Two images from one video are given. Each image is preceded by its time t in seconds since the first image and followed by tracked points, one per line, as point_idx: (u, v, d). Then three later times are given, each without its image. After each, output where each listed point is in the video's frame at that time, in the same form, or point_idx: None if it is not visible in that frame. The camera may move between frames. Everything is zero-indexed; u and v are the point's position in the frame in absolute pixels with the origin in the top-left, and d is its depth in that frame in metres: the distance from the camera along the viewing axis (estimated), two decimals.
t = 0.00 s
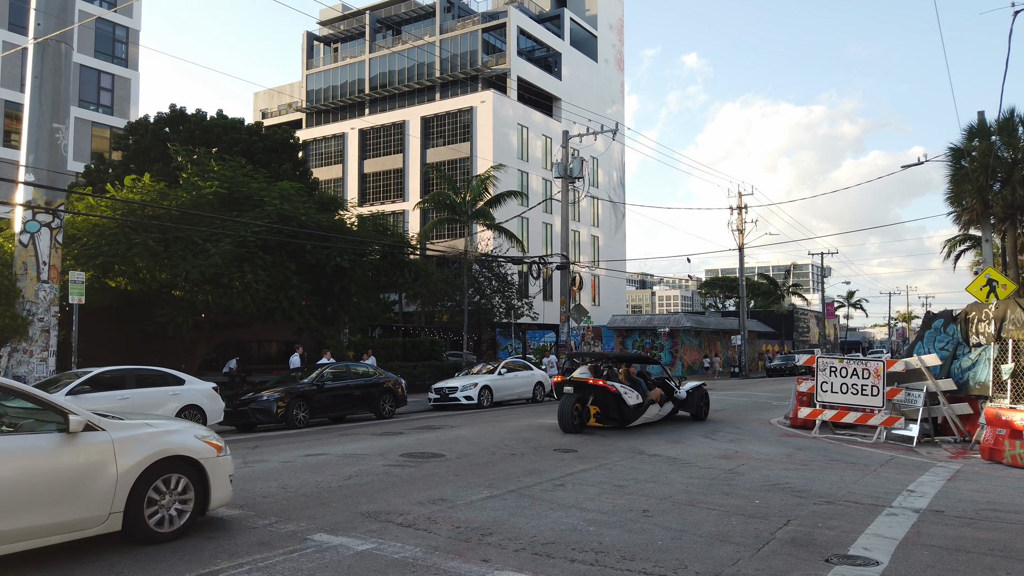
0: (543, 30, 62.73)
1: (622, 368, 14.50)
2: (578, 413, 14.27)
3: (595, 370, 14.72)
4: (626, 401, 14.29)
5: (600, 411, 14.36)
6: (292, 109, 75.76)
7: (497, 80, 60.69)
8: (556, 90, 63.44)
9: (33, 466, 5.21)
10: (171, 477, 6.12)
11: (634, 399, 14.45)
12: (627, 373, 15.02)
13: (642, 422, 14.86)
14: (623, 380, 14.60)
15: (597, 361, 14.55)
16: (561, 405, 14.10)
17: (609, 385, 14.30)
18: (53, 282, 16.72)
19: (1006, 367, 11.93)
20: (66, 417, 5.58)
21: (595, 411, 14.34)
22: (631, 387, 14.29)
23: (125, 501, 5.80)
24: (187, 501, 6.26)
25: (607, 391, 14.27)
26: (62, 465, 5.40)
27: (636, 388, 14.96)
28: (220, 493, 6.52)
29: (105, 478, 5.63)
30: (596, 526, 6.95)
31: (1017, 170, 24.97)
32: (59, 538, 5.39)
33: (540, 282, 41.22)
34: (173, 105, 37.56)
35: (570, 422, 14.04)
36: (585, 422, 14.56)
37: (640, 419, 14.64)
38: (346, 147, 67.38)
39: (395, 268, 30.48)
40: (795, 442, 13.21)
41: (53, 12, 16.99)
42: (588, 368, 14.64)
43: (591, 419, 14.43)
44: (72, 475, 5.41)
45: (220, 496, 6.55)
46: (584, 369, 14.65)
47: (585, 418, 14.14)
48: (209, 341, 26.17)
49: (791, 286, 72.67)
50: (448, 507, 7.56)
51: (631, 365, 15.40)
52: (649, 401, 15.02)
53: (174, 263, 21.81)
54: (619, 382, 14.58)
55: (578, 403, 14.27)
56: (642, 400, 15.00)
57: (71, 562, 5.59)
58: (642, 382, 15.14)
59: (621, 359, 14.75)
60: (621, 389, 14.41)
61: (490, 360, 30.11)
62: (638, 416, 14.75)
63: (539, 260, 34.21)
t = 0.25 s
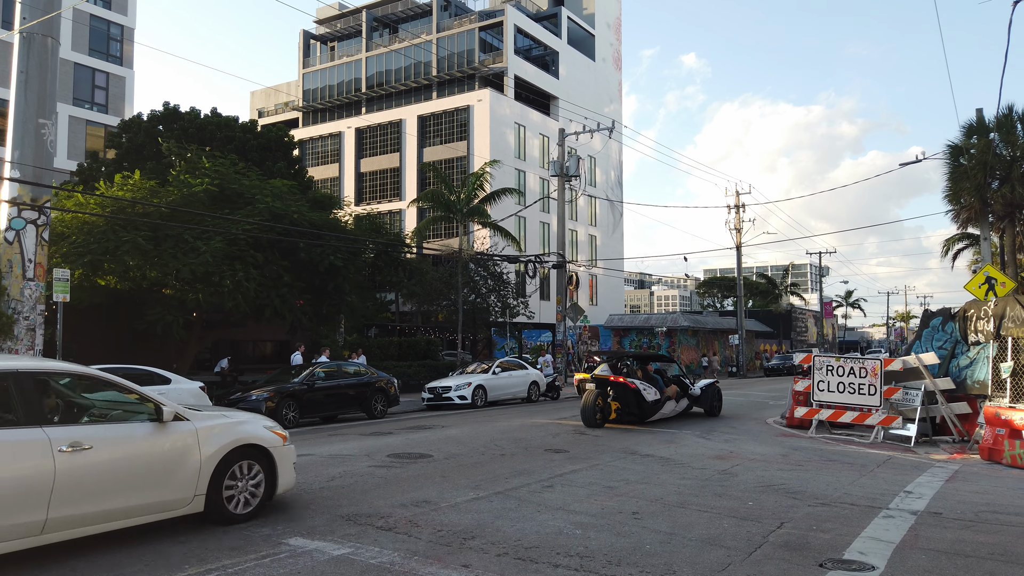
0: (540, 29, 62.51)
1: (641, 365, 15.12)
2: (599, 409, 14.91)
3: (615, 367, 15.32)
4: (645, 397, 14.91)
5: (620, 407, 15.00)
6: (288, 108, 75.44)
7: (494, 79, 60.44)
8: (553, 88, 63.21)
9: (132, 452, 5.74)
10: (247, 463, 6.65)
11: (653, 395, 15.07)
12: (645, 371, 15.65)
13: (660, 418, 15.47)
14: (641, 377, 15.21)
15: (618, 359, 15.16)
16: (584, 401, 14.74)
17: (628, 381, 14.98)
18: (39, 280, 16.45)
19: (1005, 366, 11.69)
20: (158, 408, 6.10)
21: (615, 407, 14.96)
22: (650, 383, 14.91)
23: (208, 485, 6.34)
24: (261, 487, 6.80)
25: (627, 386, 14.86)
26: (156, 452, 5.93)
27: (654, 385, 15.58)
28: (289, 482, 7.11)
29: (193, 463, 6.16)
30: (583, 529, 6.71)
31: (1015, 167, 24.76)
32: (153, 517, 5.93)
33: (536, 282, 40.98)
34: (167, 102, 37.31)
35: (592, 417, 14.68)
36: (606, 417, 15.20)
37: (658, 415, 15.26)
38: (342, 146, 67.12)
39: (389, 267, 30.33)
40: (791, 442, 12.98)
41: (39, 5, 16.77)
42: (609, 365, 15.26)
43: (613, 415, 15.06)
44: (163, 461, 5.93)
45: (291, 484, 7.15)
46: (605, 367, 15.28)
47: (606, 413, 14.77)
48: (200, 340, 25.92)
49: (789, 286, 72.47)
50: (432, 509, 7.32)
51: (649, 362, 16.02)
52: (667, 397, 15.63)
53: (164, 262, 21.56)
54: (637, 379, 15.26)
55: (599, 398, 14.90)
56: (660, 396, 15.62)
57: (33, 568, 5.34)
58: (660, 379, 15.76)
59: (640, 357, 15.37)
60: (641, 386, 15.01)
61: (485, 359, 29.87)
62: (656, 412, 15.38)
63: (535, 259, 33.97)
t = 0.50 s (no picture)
0: (540, 26, 62.19)
1: (665, 364, 15.89)
2: (625, 405, 15.67)
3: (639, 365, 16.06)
4: (668, 395, 15.68)
5: (644, 403, 15.78)
6: (287, 107, 75.17)
7: (494, 76, 60.15)
8: (552, 86, 62.88)
9: (233, 441, 6.52)
10: (324, 452, 7.43)
11: (675, 392, 15.86)
12: (667, 369, 16.40)
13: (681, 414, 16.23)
14: (664, 374, 15.99)
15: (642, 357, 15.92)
16: (610, 398, 15.49)
17: (652, 378, 15.74)
18: (26, 278, 16.23)
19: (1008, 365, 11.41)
20: (252, 403, 6.89)
21: (640, 403, 15.73)
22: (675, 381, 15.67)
23: (293, 471, 7.12)
24: (336, 473, 7.58)
25: (651, 384, 15.60)
26: (251, 441, 6.72)
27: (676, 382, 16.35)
28: (360, 469, 7.86)
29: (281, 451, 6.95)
30: (570, 536, 6.47)
31: (1018, 164, 24.46)
32: (249, 498, 6.69)
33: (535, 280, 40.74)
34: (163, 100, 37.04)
35: (618, 413, 15.47)
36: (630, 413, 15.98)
37: (679, 410, 16.03)
38: (341, 145, 66.85)
39: (384, 265, 30.09)
40: (788, 443, 12.75)
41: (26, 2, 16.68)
42: (633, 364, 16.02)
43: (637, 411, 15.86)
44: (257, 448, 6.71)
45: (360, 471, 7.88)
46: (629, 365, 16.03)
47: (630, 409, 15.54)
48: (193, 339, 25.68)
49: (790, 284, 72.19)
50: (415, 515, 7.08)
51: (671, 361, 16.79)
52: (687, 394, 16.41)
53: (157, 260, 21.36)
54: (660, 376, 16.02)
55: (624, 396, 15.65)
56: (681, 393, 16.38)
57: None
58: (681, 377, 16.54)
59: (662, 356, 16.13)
60: (664, 383, 15.76)
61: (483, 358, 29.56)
62: (678, 408, 16.15)
63: (533, 257, 33.72)
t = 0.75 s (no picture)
0: (538, 23, 61.92)
1: (682, 361, 16.77)
2: (644, 400, 16.57)
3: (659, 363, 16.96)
4: (686, 390, 16.57)
5: (662, 398, 16.67)
6: (285, 103, 74.80)
7: (492, 73, 59.85)
8: (550, 83, 62.63)
9: (310, 427, 7.12)
10: (386, 439, 8.03)
11: (691, 388, 16.76)
12: (684, 366, 17.29)
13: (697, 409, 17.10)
14: (681, 371, 16.87)
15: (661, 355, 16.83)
16: (631, 394, 16.39)
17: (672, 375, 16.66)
18: (11, 274, 15.95)
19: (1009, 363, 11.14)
20: (326, 393, 7.49)
21: (659, 399, 16.62)
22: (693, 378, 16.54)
23: (361, 456, 7.74)
24: (396, 459, 8.20)
25: (670, 380, 16.49)
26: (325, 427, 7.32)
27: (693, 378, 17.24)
28: (414, 455, 8.47)
29: (351, 437, 7.55)
30: (558, 540, 6.25)
31: (1018, 160, 24.22)
32: (324, 480, 7.29)
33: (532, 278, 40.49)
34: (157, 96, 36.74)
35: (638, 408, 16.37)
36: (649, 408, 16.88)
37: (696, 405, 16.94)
38: (339, 142, 66.59)
39: (378, 261, 29.85)
40: (785, 442, 12.55)
41: None
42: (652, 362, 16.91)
43: (656, 406, 16.75)
44: (331, 434, 7.31)
45: (414, 457, 8.48)
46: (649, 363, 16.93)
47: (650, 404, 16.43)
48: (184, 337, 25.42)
49: (789, 282, 71.99)
50: (398, 518, 6.86)
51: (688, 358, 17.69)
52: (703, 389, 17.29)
53: (148, 257, 21.07)
54: (678, 373, 16.96)
55: (644, 392, 16.55)
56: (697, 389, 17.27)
57: None
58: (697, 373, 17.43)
59: (680, 354, 17.01)
60: (682, 380, 16.66)
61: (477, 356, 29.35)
62: (694, 403, 17.04)
63: (529, 254, 33.47)
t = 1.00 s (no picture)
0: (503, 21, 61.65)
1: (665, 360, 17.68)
2: (629, 398, 17.45)
3: (642, 362, 17.87)
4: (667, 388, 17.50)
5: (645, 396, 17.57)
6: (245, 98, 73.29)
7: (457, 71, 59.40)
8: (516, 82, 62.38)
9: (345, 422, 7.93)
10: (407, 433, 8.89)
11: (672, 386, 17.68)
12: (666, 365, 18.21)
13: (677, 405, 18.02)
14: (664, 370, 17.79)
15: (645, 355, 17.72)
16: (617, 392, 17.26)
17: (654, 373, 17.60)
18: None
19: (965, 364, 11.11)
20: (357, 391, 8.33)
21: (643, 396, 17.52)
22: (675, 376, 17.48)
23: (387, 448, 8.60)
24: (416, 450, 9.07)
25: (653, 378, 17.40)
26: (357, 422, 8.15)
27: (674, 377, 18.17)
28: (430, 447, 9.36)
29: (379, 431, 8.40)
30: (505, 551, 6.00)
31: (972, 165, 24.70)
32: (356, 470, 8.13)
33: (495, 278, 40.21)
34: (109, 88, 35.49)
35: (624, 405, 17.26)
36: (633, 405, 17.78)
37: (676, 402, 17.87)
38: (300, 138, 65.42)
39: (337, 260, 29.25)
40: (742, 443, 12.50)
41: None
42: (636, 361, 17.80)
43: (640, 403, 17.65)
44: (363, 428, 8.15)
45: (431, 449, 9.38)
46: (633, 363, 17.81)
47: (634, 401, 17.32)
48: (134, 336, 24.59)
49: (749, 283, 72.89)
50: (340, 528, 6.56)
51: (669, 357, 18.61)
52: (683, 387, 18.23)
53: (95, 255, 20.24)
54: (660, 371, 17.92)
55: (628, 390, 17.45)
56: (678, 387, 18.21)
57: None
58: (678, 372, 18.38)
59: (662, 354, 17.91)
60: (663, 378, 17.58)
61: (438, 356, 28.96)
62: (674, 400, 17.96)
63: (492, 254, 33.17)
